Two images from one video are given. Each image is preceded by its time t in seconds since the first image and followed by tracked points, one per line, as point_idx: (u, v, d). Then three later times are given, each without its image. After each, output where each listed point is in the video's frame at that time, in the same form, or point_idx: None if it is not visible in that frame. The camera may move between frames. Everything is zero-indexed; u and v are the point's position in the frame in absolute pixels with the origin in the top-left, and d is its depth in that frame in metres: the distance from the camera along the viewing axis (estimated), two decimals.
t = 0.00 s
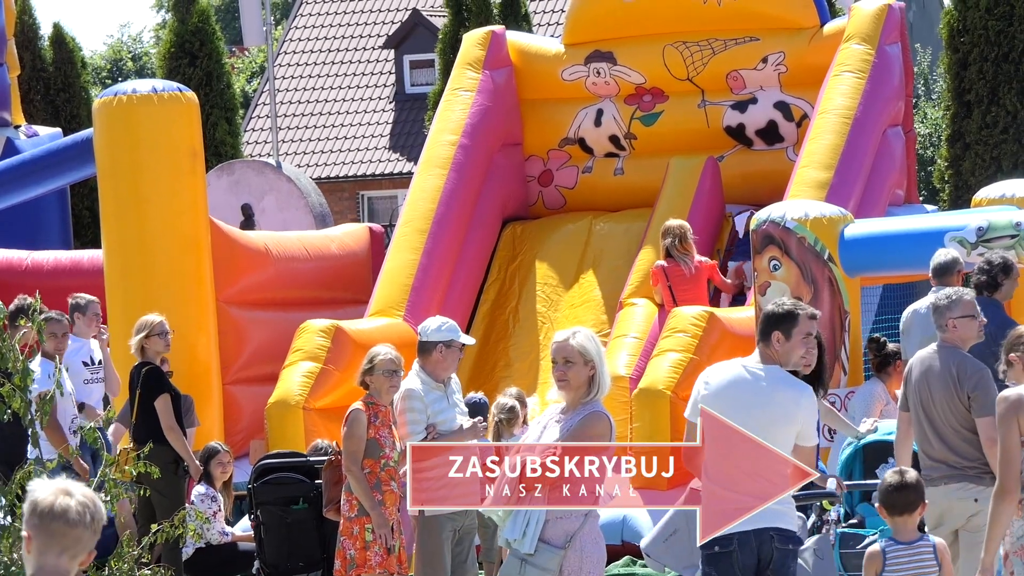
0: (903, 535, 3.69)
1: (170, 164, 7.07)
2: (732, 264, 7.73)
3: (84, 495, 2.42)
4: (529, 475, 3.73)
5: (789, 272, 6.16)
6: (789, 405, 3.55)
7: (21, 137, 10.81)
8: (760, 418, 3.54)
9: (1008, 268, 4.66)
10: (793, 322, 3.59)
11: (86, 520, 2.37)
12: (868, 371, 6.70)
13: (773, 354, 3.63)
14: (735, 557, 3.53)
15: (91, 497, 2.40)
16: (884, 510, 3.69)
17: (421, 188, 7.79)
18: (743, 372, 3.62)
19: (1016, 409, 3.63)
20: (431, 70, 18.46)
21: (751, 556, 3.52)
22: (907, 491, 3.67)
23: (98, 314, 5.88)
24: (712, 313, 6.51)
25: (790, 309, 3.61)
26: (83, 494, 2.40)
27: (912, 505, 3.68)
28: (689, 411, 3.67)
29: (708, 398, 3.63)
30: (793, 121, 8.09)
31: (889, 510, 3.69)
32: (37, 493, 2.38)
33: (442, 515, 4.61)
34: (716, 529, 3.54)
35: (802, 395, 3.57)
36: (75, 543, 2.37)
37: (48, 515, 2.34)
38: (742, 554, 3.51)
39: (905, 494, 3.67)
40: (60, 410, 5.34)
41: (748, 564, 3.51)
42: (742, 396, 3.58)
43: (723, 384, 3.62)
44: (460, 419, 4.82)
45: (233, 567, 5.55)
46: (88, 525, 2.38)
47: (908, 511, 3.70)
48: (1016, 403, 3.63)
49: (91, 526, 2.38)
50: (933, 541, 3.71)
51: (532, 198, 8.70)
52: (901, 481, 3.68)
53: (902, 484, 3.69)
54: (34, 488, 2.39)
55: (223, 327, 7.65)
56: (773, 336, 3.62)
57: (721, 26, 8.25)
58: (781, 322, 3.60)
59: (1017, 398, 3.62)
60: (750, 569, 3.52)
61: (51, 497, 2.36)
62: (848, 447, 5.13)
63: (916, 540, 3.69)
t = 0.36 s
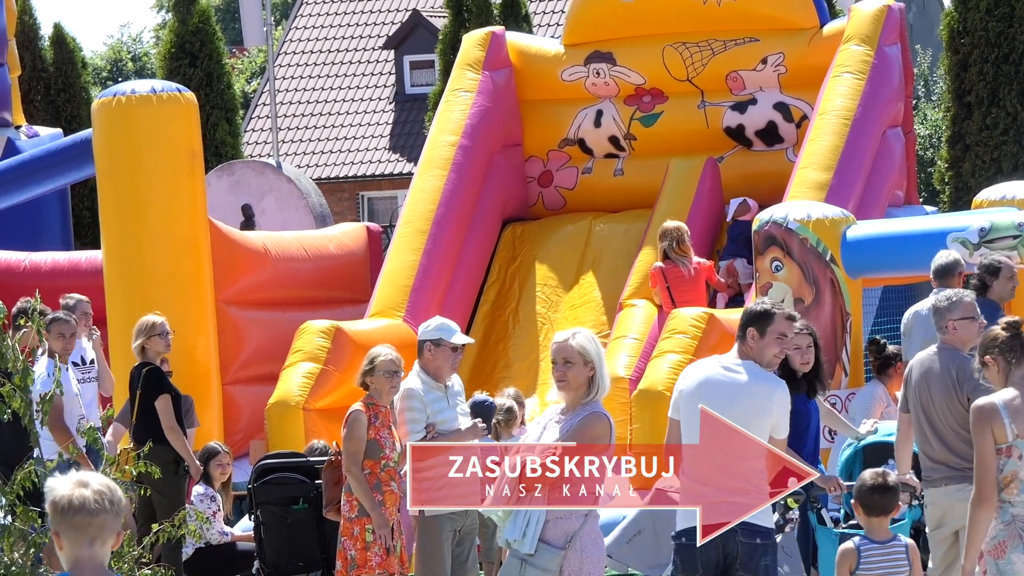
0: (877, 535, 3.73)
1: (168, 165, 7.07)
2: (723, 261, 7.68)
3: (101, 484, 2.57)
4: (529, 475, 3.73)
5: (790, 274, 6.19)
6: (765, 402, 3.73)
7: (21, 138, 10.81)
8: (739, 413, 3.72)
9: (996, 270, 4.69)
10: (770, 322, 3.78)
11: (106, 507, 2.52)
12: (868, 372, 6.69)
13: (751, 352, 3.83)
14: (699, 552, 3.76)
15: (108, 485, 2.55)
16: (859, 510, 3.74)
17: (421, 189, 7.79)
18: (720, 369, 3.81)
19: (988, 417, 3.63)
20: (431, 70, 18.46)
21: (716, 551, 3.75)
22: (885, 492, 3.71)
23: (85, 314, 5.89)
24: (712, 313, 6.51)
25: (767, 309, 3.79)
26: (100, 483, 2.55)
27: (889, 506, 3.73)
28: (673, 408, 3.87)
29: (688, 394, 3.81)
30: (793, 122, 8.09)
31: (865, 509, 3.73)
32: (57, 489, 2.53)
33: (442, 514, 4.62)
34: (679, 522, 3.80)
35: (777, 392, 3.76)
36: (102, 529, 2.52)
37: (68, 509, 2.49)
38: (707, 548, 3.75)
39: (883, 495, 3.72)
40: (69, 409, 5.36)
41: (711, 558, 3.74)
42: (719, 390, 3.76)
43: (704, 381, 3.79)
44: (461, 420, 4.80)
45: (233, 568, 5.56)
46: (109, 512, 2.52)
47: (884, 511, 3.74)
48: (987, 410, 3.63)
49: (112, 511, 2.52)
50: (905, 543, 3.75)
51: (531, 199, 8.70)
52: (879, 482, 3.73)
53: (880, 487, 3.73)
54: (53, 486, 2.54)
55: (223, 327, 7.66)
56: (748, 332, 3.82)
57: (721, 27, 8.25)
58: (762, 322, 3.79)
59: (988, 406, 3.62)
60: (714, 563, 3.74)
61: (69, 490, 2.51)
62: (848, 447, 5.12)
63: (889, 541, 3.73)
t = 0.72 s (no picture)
0: (831, 538, 3.85)
1: (169, 166, 7.07)
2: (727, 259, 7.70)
3: (139, 460, 2.68)
4: (529, 475, 3.72)
5: (790, 277, 6.17)
6: (713, 402, 3.73)
7: (23, 139, 10.82)
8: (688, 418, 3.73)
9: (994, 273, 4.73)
10: (710, 325, 3.81)
11: (143, 483, 2.63)
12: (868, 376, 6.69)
13: (693, 355, 3.84)
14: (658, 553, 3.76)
15: (148, 460, 2.66)
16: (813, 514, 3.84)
17: (422, 190, 7.79)
18: (663, 372, 3.82)
19: (971, 417, 3.59)
20: (432, 72, 18.46)
21: (670, 556, 3.75)
22: (837, 497, 3.81)
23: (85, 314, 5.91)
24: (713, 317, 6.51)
25: (706, 310, 3.83)
26: (138, 459, 2.66)
27: (842, 510, 3.83)
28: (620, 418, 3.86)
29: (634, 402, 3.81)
30: (795, 125, 8.09)
31: (818, 514, 3.84)
32: (97, 463, 2.64)
33: (442, 517, 4.64)
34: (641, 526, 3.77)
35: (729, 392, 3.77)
36: (138, 505, 2.63)
37: (107, 483, 2.60)
38: (663, 552, 3.75)
39: (834, 499, 3.82)
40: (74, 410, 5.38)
41: (666, 562, 3.75)
42: (664, 393, 3.77)
43: (648, 387, 3.80)
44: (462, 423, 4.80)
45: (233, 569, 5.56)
46: (146, 488, 2.64)
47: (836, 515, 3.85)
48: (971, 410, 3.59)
49: (149, 488, 2.64)
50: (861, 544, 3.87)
51: (533, 201, 8.71)
52: (832, 487, 3.82)
53: (835, 491, 3.81)
54: (93, 460, 2.66)
55: (224, 329, 7.67)
56: (691, 334, 3.83)
57: (723, 30, 8.24)
58: (703, 324, 3.82)
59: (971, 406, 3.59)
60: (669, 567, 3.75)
61: (109, 465, 2.63)
62: (849, 451, 5.12)
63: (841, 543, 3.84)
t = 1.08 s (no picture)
0: (807, 537, 3.98)
1: (172, 171, 7.07)
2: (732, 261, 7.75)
3: (186, 492, 2.80)
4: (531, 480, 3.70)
5: (793, 282, 6.17)
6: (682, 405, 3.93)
7: (25, 143, 10.83)
8: (657, 420, 3.90)
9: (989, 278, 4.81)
10: (659, 329, 3.95)
11: (188, 516, 2.76)
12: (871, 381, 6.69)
13: (643, 360, 3.98)
14: (651, 557, 3.96)
15: (194, 493, 2.78)
16: (792, 513, 3.99)
17: (425, 195, 7.80)
18: (627, 380, 3.96)
19: (961, 417, 3.66)
20: (434, 77, 18.48)
21: (664, 559, 3.96)
22: (816, 497, 3.96)
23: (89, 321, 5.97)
24: (715, 321, 6.48)
25: (649, 314, 3.95)
26: (186, 491, 2.78)
27: (821, 511, 3.97)
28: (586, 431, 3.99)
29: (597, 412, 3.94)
30: (797, 130, 8.10)
31: (797, 513, 3.98)
32: (147, 492, 2.77)
33: (440, 522, 4.67)
34: (631, 533, 3.96)
35: (689, 389, 3.96)
36: (183, 536, 2.76)
37: (156, 515, 2.73)
38: (656, 554, 3.95)
39: (812, 500, 3.97)
40: (78, 413, 5.39)
41: (660, 565, 3.95)
42: (635, 403, 3.92)
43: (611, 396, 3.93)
44: (466, 429, 4.79)
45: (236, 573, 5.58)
46: (191, 521, 2.76)
47: (814, 515, 3.99)
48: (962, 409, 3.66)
49: (194, 521, 2.76)
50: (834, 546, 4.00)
51: (536, 206, 8.71)
52: (812, 488, 3.97)
53: (814, 490, 3.97)
54: (143, 488, 2.78)
55: (226, 334, 7.68)
56: (645, 342, 3.97)
57: (725, 35, 8.25)
58: (651, 328, 3.95)
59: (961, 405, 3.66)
60: (661, 570, 3.96)
61: (158, 497, 2.75)
62: (852, 456, 5.11)
63: (817, 542, 3.99)
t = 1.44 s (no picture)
0: (825, 535, 4.00)
1: (217, 172, 7.14)
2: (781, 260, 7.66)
3: (224, 473, 2.96)
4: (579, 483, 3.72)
5: (839, 283, 6.13)
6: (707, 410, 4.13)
7: (71, 145, 10.95)
8: (685, 423, 4.09)
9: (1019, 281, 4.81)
10: (678, 335, 4.18)
11: (228, 495, 2.92)
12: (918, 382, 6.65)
13: (662, 367, 4.20)
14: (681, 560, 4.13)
15: (233, 473, 2.95)
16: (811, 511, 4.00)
17: (470, 195, 7.84)
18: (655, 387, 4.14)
19: (980, 426, 3.75)
20: (478, 78, 18.52)
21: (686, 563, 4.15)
22: (831, 495, 3.97)
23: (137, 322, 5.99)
24: (761, 322, 6.46)
25: (667, 321, 4.19)
26: (224, 471, 2.94)
27: (838, 509, 3.99)
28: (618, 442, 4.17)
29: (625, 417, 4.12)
30: (842, 130, 8.07)
31: (814, 511, 3.99)
32: (187, 474, 2.93)
33: (488, 523, 4.77)
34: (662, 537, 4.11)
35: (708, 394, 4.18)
36: (222, 514, 2.92)
37: (196, 494, 2.89)
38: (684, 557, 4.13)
39: (829, 497, 3.97)
40: (121, 413, 5.38)
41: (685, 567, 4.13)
42: (667, 409, 4.11)
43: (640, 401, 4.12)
44: (513, 430, 4.81)
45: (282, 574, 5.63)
46: (230, 499, 2.92)
47: (831, 514, 4.00)
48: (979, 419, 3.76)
49: (233, 499, 2.92)
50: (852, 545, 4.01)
51: (580, 207, 8.71)
52: (828, 486, 3.98)
53: (830, 488, 4.00)
54: (183, 470, 2.94)
55: (273, 335, 7.74)
56: (666, 348, 4.19)
57: (770, 36, 8.22)
58: (669, 335, 4.18)
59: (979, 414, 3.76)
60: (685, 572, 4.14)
61: (197, 477, 2.91)
62: (899, 457, 5.08)
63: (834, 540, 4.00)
